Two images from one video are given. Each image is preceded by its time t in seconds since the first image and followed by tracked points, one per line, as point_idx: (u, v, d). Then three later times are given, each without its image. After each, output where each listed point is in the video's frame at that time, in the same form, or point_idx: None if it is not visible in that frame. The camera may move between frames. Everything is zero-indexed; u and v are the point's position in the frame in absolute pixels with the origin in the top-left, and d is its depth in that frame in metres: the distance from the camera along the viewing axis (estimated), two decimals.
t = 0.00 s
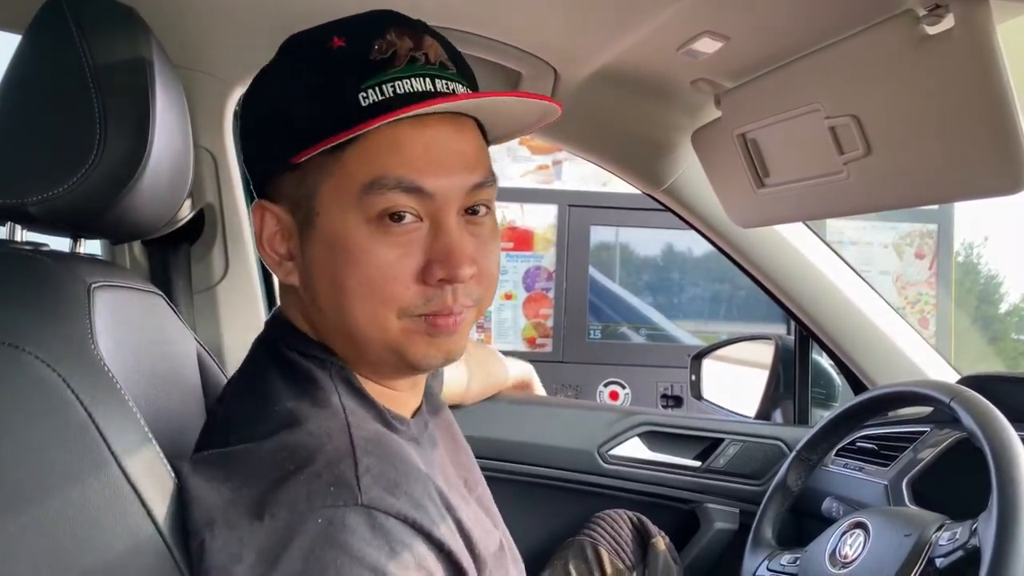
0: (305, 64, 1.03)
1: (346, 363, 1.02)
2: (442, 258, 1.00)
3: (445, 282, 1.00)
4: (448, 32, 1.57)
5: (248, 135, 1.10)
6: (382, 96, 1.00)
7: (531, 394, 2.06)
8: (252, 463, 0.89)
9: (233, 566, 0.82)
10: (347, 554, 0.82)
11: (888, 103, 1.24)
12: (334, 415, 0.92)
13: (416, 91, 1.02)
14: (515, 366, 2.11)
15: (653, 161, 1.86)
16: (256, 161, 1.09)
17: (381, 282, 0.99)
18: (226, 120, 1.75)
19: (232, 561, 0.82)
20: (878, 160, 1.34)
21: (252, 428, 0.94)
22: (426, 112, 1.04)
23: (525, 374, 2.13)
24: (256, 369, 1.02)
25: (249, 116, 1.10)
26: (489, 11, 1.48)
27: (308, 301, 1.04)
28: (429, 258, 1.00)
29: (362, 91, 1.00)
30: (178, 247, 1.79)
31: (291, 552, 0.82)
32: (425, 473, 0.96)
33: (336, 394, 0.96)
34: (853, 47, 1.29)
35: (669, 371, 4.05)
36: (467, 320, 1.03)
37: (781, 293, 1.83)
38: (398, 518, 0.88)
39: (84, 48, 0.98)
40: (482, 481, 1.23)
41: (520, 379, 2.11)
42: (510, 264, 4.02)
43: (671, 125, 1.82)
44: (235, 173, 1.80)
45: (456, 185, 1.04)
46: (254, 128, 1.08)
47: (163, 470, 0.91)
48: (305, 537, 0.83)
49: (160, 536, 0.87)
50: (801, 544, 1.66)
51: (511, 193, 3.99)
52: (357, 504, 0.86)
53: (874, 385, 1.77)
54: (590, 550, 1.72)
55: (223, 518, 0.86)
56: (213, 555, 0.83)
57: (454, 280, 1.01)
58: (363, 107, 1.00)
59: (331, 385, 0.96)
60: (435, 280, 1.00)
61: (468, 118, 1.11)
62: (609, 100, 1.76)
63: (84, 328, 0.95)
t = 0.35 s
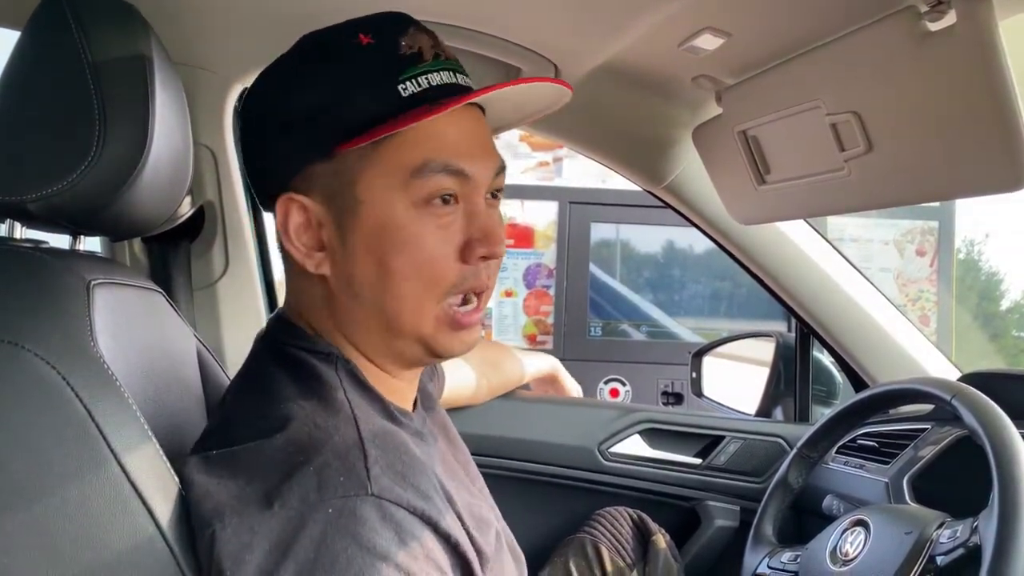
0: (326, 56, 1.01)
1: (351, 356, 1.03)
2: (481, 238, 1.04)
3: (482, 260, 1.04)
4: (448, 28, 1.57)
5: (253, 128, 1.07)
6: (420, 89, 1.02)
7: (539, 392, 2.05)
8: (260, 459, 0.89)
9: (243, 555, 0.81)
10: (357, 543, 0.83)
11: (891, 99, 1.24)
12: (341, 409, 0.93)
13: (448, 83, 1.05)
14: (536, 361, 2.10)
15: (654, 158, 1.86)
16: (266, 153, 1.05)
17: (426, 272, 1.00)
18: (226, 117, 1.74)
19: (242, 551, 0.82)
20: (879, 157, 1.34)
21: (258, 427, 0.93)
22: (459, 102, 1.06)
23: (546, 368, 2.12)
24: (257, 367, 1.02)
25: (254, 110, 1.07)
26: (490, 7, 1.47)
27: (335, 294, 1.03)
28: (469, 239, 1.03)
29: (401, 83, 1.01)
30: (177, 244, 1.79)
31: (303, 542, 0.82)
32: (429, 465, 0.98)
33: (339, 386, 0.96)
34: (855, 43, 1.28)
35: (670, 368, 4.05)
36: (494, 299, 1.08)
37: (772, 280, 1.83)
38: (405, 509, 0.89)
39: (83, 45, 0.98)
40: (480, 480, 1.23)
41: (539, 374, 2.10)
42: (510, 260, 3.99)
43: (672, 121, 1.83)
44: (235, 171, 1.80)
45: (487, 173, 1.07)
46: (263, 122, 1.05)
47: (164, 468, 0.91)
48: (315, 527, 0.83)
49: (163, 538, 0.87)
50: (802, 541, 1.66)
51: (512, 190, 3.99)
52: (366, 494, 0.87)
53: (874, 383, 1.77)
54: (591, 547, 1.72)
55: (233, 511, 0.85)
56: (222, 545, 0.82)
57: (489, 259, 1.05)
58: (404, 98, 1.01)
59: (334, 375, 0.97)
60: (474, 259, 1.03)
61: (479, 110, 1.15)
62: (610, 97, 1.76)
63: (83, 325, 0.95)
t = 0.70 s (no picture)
0: (394, 57, 1.00)
1: (352, 347, 0.99)
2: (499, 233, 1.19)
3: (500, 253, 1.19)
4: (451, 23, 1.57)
5: (275, 106, 1.00)
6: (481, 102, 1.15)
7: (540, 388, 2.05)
8: (271, 456, 0.89)
9: (256, 553, 0.82)
10: (371, 540, 0.82)
11: (895, 93, 1.24)
12: (350, 404, 0.92)
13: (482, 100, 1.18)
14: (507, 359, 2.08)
15: (657, 155, 1.86)
16: (297, 131, 0.97)
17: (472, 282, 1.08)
18: (229, 113, 1.75)
19: (255, 549, 0.82)
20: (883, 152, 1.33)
21: (268, 422, 0.94)
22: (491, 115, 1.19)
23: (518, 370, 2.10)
24: (261, 364, 1.01)
25: (278, 92, 1.01)
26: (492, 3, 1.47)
27: (388, 291, 1.01)
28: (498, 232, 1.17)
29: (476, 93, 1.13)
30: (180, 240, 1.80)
31: (317, 538, 0.82)
32: (439, 461, 0.96)
33: (348, 380, 0.95)
34: (858, 37, 1.28)
35: (672, 364, 4.05)
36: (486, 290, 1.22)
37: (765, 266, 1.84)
38: (418, 505, 0.87)
39: (86, 41, 0.98)
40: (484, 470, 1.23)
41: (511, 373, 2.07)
42: (511, 256, 4.03)
43: (674, 117, 1.82)
44: (237, 167, 1.80)
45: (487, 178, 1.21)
46: (297, 101, 0.98)
47: (168, 463, 0.91)
48: (329, 525, 0.83)
49: (168, 534, 0.86)
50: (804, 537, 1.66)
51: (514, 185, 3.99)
52: (379, 491, 0.86)
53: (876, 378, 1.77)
54: (593, 543, 1.72)
55: (248, 499, 0.86)
56: (233, 542, 0.83)
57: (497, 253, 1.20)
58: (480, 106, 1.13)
59: (343, 369, 0.95)
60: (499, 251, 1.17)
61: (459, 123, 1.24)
62: (612, 92, 1.76)
63: (87, 321, 0.95)
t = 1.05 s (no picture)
0: (400, 53, 1.01)
1: (355, 343, 0.99)
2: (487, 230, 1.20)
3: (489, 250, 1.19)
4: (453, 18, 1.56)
5: (274, 97, 0.99)
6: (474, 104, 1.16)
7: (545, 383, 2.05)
8: (275, 447, 0.90)
9: (264, 542, 0.82)
10: (379, 527, 0.83)
11: (902, 85, 1.23)
12: (353, 394, 0.93)
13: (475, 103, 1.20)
14: (535, 350, 2.11)
15: (660, 150, 1.85)
16: (298, 122, 0.96)
17: (463, 276, 1.08)
18: (231, 109, 1.74)
19: (263, 537, 0.83)
20: (888, 145, 1.33)
21: (269, 414, 0.94)
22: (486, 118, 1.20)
23: (545, 355, 2.13)
24: (263, 359, 1.01)
25: (276, 82, 1.00)
26: None
27: (381, 285, 1.02)
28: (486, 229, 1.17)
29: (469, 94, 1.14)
30: (182, 236, 1.80)
31: (325, 526, 0.82)
32: (442, 451, 0.97)
33: (350, 371, 0.95)
34: (864, 30, 1.27)
35: (677, 359, 4.05)
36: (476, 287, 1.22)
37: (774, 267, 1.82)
38: (424, 493, 0.88)
39: (88, 38, 0.98)
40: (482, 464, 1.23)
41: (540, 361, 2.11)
42: (514, 251, 4.05)
43: (678, 112, 1.81)
44: (239, 164, 1.80)
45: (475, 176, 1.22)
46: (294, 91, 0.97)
47: (170, 459, 0.91)
48: (337, 513, 0.83)
49: (172, 533, 0.86)
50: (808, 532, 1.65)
51: (516, 181, 3.98)
52: (386, 478, 0.87)
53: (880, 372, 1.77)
54: (596, 538, 1.72)
55: (249, 496, 0.86)
56: (243, 531, 0.83)
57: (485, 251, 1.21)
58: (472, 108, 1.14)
59: (344, 363, 0.95)
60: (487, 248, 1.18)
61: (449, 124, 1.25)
62: (615, 88, 1.75)
63: (90, 318, 0.94)
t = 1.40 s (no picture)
0: (432, 57, 1.02)
1: (360, 332, 0.98)
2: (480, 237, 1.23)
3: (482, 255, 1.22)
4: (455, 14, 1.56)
5: (320, 91, 0.97)
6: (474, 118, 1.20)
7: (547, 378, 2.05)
8: (283, 439, 0.90)
9: (271, 534, 0.83)
10: (384, 521, 0.83)
11: (906, 79, 1.22)
12: (360, 387, 0.92)
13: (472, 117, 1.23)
14: (512, 342, 2.11)
15: (663, 144, 1.85)
16: (356, 117, 0.95)
17: (475, 278, 1.10)
18: (233, 105, 1.75)
19: (271, 529, 0.84)
20: (892, 140, 1.33)
21: (278, 401, 0.94)
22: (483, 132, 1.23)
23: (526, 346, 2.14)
24: (268, 348, 1.01)
25: (320, 77, 0.98)
26: None
27: (412, 282, 1.02)
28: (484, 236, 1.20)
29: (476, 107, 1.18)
30: (185, 232, 1.81)
31: (331, 519, 0.83)
32: (449, 444, 0.97)
33: (357, 363, 0.95)
34: (866, 24, 1.27)
35: (680, 354, 4.06)
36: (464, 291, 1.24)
37: (777, 263, 1.83)
38: (430, 488, 0.88)
39: (91, 35, 0.98)
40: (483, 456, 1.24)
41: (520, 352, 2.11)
42: (516, 246, 4.06)
43: (681, 108, 1.81)
44: (244, 165, 1.82)
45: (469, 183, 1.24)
46: (347, 88, 0.96)
47: (175, 455, 0.92)
48: (344, 507, 0.84)
49: (177, 528, 0.87)
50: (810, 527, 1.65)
51: (519, 176, 3.98)
52: (393, 473, 0.86)
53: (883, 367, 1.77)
54: (599, 533, 1.73)
55: (257, 490, 0.87)
56: (252, 524, 0.84)
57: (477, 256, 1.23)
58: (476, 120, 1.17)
59: (352, 354, 0.95)
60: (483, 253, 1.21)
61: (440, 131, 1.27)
62: (617, 83, 1.75)
63: (94, 314, 0.95)
